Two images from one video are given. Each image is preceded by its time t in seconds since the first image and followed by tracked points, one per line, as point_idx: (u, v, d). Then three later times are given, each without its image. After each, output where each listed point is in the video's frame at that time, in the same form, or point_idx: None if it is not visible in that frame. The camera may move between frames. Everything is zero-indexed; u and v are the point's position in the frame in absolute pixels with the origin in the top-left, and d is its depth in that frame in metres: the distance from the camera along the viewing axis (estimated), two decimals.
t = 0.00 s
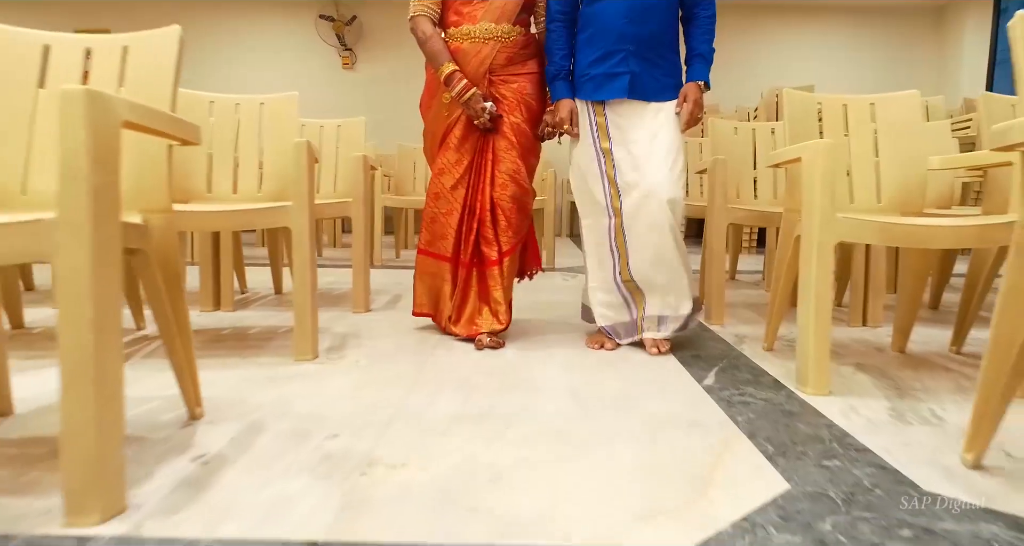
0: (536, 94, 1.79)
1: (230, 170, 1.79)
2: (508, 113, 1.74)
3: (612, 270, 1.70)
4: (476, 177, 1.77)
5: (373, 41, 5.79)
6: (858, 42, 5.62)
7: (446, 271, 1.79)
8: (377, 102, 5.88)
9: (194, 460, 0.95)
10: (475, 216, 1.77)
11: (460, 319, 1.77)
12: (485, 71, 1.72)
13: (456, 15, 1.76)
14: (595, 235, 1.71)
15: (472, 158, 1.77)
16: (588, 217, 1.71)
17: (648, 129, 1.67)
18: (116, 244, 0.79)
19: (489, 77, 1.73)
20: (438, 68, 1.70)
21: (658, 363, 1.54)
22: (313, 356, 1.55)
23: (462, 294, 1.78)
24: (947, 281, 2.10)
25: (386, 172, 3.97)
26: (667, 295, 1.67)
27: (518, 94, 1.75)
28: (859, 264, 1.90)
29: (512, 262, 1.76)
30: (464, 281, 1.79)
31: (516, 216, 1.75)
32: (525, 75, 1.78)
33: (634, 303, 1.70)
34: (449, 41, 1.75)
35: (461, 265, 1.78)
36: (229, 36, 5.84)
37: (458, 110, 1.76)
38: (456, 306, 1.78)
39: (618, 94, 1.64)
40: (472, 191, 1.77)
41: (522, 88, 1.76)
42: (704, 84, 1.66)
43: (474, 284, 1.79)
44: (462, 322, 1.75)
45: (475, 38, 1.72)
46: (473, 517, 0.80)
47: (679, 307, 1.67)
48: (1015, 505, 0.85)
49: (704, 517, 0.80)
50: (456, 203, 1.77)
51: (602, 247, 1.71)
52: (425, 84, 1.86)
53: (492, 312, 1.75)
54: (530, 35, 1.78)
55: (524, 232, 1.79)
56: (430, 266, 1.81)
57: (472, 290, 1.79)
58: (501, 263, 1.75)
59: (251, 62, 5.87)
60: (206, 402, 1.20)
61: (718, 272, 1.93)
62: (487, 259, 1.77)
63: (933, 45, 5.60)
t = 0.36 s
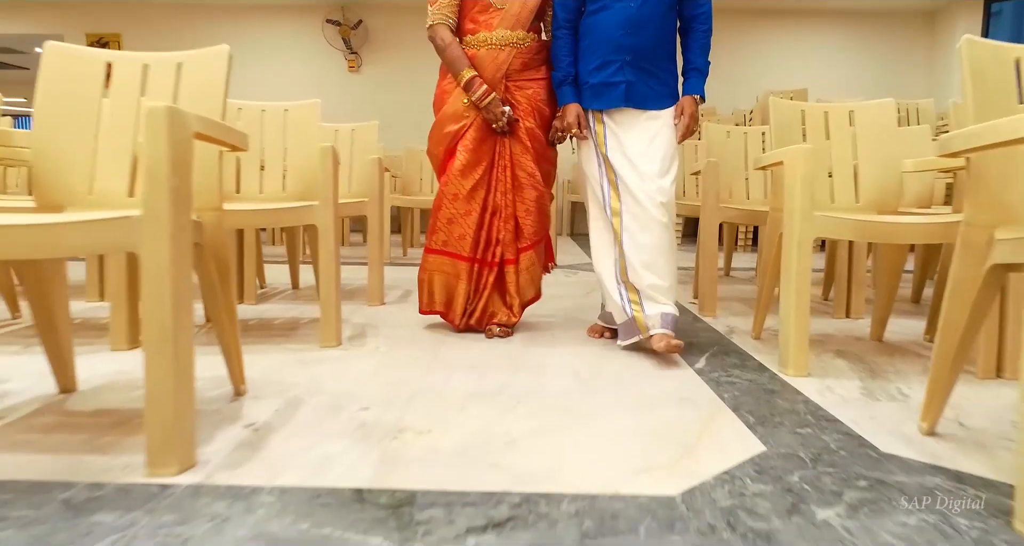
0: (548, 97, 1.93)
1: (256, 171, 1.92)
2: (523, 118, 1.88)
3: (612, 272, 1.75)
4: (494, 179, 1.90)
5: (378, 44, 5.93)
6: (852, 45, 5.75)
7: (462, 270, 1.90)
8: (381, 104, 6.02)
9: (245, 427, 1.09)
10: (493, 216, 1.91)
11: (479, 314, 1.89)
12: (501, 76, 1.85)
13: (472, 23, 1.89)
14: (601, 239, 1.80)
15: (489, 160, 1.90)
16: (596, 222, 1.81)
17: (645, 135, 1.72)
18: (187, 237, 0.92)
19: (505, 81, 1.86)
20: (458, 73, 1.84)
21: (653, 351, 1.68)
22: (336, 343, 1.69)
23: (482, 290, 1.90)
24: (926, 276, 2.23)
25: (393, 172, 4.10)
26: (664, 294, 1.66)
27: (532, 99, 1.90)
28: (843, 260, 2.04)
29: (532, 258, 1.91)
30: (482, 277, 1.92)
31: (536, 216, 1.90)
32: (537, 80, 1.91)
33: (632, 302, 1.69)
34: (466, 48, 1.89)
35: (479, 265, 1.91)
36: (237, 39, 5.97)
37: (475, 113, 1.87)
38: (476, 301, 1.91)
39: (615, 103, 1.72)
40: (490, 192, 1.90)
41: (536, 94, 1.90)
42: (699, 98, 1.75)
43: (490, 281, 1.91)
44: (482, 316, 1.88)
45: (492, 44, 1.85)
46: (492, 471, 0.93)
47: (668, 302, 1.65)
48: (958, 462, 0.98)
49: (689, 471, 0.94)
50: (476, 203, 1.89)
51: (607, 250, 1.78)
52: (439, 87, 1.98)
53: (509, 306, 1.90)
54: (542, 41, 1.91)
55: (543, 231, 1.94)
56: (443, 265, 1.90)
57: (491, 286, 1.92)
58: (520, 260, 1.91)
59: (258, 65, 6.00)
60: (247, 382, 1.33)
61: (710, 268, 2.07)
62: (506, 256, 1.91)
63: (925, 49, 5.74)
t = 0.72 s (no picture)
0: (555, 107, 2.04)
1: (283, 179, 2.07)
2: (532, 127, 1.99)
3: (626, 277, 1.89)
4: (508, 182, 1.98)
5: (383, 50, 6.08)
6: (847, 51, 5.88)
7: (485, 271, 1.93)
8: (387, 107, 6.16)
9: (288, 407, 1.23)
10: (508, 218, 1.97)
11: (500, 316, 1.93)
12: (513, 86, 1.94)
13: (484, 36, 1.98)
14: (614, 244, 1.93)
15: (503, 165, 1.97)
16: (608, 228, 1.94)
17: (656, 146, 1.80)
18: (245, 240, 1.06)
19: (516, 92, 1.96)
20: (471, 84, 1.91)
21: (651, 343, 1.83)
22: (359, 336, 1.83)
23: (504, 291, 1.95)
24: (909, 275, 2.37)
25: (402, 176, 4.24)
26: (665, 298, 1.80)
27: (540, 110, 2.01)
28: (829, 260, 2.18)
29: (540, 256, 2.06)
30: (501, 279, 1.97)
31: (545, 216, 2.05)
32: (544, 91, 2.02)
33: (638, 311, 1.84)
34: (477, 60, 1.98)
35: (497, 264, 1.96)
36: (245, 44, 6.11)
37: (489, 121, 1.96)
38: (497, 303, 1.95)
39: (623, 115, 1.80)
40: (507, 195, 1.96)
41: (543, 105, 2.02)
42: (711, 114, 1.84)
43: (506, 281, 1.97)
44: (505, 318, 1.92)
45: (503, 57, 1.94)
46: (510, 443, 1.08)
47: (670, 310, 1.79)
48: (914, 435, 1.13)
49: (681, 443, 1.08)
50: (494, 206, 1.95)
51: (617, 255, 1.92)
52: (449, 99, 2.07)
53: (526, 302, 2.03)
54: (551, 54, 2.02)
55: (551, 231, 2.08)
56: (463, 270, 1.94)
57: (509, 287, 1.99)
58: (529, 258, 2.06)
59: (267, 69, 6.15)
60: (283, 370, 1.48)
61: (705, 267, 2.21)
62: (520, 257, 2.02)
63: (918, 56, 5.89)
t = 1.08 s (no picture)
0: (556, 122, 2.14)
1: (303, 187, 2.19)
2: (534, 143, 2.07)
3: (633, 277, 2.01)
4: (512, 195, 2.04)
5: (388, 56, 6.21)
6: (843, 57, 6.00)
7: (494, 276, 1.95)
8: (391, 112, 6.29)
9: (318, 398, 1.36)
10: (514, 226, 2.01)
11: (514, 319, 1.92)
12: (516, 103, 2.03)
13: (489, 54, 2.06)
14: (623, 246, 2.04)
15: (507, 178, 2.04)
16: (615, 231, 2.04)
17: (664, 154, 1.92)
18: (287, 249, 1.20)
19: (519, 108, 2.05)
20: (476, 102, 2.00)
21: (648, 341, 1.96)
22: (375, 334, 1.96)
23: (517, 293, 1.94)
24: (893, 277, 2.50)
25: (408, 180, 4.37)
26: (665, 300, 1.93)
27: (542, 126, 2.09)
28: (816, 263, 2.31)
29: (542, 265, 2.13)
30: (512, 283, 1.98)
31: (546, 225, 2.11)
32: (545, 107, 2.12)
33: (639, 312, 1.95)
34: (482, 78, 2.06)
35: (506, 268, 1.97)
36: (252, 49, 6.24)
37: (491, 138, 2.04)
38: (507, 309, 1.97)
39: (637, 122, 1.91)
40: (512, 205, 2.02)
41: (545, 122, 2.10)
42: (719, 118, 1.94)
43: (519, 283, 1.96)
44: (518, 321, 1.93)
45: (507, 76, 2.03)
46: (520, 429, 1.21)
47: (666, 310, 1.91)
48: (882, 423, 1.26)
49: (673, 430, 1.21)
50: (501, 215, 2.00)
51: (626, 259, 2.02)
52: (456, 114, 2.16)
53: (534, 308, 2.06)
54: (553, 70, 2.11)
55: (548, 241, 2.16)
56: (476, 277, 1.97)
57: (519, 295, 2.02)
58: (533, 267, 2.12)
59: (274, 74, 6.28)
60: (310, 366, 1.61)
61: (699, 269, 2.34)
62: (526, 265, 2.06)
63: (911, 63, 6.02)
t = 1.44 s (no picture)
0: (559, 131, 2.19)
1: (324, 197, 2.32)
2: (538, 152, 2.14)
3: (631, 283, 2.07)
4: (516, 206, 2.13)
5: (394, 62, 6.36)
6: (839, 65, 6.15)
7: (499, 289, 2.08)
8: (397, 117, 6.44)
9: (349, 392, 1.50)
10: (518, 239, 2.12)
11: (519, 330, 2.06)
12: (520, 115, 2.10)
13: (493, 67, 2.12)
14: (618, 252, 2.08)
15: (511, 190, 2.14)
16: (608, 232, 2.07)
17: (668, 168, 2.01)
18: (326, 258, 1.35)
19: (523, 120, 2.12)
20: (480, 115, 2.06)
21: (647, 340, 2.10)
22: (393, 334, 2.10)
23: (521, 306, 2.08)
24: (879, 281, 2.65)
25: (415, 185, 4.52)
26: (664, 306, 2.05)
27: (546, 136, 2.16)
28: (806, 267, 2.45)
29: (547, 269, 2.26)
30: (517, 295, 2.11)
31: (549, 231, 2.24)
32: (549, 117, 2.17)
33: (640, 316, 2.07)
34: (487, 90, 2.12)
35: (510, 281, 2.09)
36: (261, 56, 6.38)
37: (496, 149, 2.12)
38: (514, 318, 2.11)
39: (649, 133, 1.99)
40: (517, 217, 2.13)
41: (549, 131, 2.16)
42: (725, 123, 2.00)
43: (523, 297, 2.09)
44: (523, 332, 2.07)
45: (511, 88, 2.10)
46: (533, 419, 1.35)
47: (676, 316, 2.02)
48: (855, 413, 1.40)
49: (669, 420, 1.35)
50: (507, 228, 2.11)
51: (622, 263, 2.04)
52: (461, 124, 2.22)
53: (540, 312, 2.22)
54: (556, 80, 2.17)
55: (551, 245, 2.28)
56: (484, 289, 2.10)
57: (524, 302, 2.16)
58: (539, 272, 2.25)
59: (282, 80, 6.42)
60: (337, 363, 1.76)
61: (696, 273, 2.48)
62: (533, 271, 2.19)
63: (905, 71, 6.16)
